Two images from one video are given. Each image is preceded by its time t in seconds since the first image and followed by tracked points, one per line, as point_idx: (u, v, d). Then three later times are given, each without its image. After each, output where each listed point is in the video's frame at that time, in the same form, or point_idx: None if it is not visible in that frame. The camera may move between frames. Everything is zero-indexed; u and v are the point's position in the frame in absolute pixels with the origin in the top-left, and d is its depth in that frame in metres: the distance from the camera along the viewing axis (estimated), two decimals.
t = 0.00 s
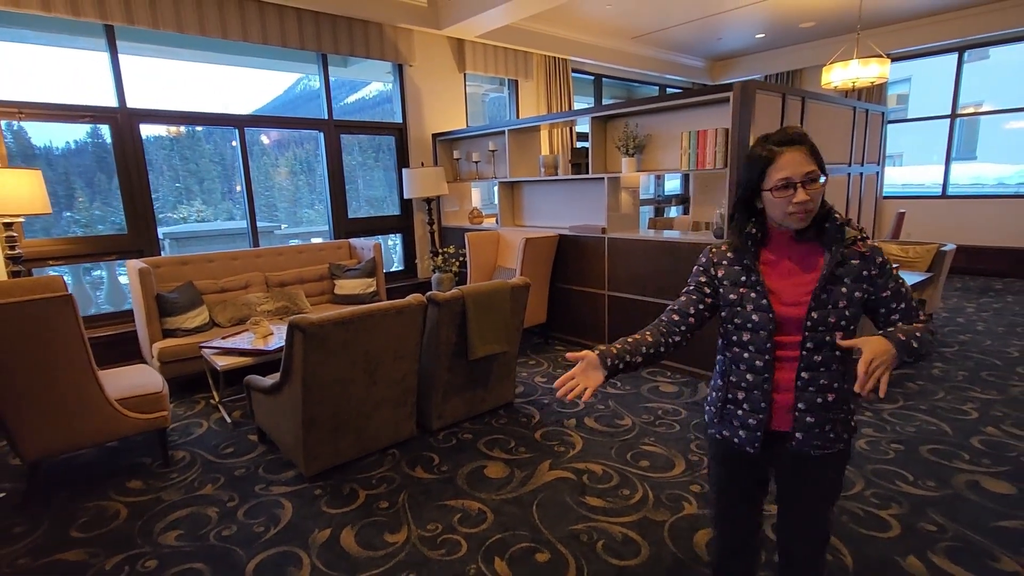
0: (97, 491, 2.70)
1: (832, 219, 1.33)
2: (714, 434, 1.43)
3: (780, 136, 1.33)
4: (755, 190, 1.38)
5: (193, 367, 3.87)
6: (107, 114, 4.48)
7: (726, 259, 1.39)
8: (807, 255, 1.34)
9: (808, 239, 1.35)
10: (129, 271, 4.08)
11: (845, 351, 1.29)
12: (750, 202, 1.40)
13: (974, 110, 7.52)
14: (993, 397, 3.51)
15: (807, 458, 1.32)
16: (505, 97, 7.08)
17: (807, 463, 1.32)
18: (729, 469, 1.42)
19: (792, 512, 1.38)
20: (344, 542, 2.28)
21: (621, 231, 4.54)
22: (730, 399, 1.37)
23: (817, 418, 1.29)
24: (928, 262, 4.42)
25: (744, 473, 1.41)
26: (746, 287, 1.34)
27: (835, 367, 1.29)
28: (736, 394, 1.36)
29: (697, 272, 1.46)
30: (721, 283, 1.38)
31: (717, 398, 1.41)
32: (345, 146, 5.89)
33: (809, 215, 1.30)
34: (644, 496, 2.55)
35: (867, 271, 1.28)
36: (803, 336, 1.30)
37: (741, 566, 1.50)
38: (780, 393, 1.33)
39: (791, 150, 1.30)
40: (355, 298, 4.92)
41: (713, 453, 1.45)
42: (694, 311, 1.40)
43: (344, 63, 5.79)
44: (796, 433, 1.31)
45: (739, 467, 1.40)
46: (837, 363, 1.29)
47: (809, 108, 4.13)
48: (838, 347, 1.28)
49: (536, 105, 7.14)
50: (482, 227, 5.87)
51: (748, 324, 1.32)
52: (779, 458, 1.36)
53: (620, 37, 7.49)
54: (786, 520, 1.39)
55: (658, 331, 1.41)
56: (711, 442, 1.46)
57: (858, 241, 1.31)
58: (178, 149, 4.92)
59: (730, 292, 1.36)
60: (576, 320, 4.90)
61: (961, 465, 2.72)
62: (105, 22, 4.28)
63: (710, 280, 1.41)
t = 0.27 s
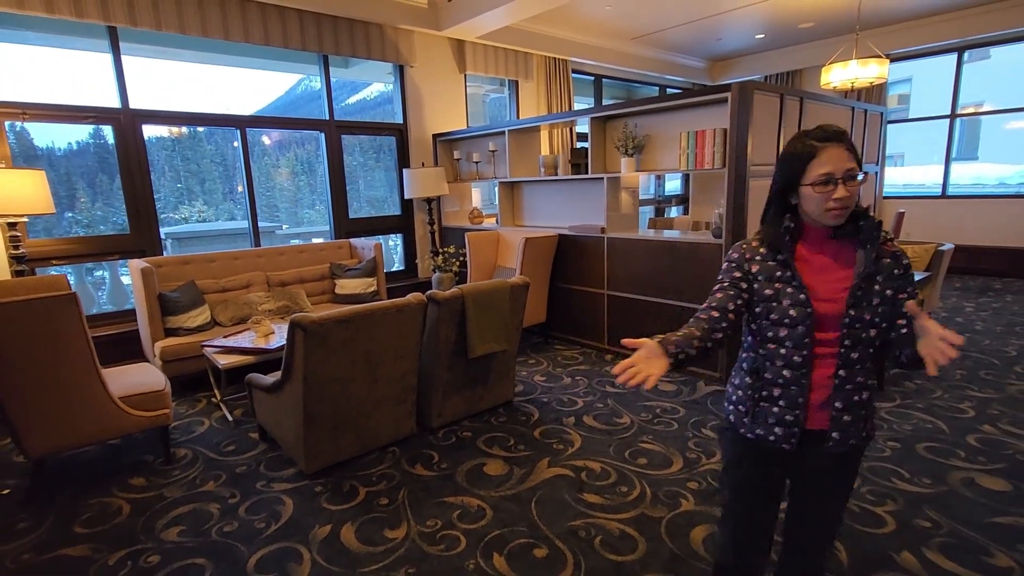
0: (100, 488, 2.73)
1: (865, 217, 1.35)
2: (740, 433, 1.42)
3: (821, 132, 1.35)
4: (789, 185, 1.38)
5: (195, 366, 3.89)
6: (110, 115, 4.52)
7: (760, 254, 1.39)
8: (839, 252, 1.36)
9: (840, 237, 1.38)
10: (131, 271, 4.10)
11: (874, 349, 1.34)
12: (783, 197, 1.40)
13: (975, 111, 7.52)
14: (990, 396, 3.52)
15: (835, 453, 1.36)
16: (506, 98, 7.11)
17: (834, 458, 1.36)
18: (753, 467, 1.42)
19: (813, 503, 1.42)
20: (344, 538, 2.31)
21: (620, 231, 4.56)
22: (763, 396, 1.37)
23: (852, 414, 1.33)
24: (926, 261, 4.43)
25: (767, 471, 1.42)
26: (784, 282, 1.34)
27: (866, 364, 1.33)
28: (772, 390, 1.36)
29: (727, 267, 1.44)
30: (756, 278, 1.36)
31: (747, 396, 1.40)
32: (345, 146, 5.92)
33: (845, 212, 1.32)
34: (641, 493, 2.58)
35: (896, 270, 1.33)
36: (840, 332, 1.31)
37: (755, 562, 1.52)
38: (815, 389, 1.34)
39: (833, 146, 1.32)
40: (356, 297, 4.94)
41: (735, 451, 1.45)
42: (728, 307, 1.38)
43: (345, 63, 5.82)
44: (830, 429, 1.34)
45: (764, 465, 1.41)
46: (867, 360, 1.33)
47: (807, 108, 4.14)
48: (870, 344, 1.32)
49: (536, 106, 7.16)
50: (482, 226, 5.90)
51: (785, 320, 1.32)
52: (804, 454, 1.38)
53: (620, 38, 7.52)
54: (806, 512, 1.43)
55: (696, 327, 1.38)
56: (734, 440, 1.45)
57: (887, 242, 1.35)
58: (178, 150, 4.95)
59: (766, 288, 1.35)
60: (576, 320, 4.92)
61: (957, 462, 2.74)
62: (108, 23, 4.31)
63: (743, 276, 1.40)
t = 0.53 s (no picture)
0: (103, 487, 2.76)
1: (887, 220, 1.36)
2: (769, 441, 1.39)
3: (848, 135, 1.35)
4: (815, 186, 1.38)
5: (198, 367, 3.92)
6: (115, 117, 4.55)
7: (789, 256, 1.36)
8: (865, 254, 1.36)
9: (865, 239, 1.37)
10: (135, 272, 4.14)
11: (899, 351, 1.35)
12: (808, 198, 1.39)
13: (982, 111, 7.49)
14: (991, 398, 3.52)
15: (862, 455, 1.37)
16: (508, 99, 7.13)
17: (859, 459, 1.38)
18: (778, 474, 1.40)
19: (833, 503, 1.43)
20: (345, 537, 2.33)
21: (622, 232, 4.56)
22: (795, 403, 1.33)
23: (883, 416, 1.34)
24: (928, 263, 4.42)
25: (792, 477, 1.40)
26: (818, 285, 1.31)
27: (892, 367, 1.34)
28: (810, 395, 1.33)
29: (757, 270, 1.40)
30: (790, 281, 1.33)
31: (776, 404, 1.36)
32: (348, 148, 5.95)
33: (871, 214, 1.32)
34: (640, 494, 2.59)
35: (917, 272, 1.35)
36: (871, 335, 1.31)
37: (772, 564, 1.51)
38: (848, 393, 1.33)
39: (863, 149, 1.32)
40: (358, 298, 4.97)
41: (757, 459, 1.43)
42: (769, 311, 1.32)
43: (348, 65, 5.85)
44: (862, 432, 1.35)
45: (789, 471, 1.40)
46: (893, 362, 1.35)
47: (809, 110, 4.14)
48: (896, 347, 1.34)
49: (539, 107, 7.18)
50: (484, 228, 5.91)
51: (821, 323, 1.30)
52: (831, 458, 1.38)
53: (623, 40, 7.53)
54: (825, 513, 1.45)
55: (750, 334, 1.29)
56: (757, 448, 1.43)
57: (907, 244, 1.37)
58: (183, 151, 4.98)
59: (800, 291, 1.32)
60: (577, 321, 4.93)
61: (957, 464, 2.74)
62: (114, 26, 4.34)
63: (774, 278, 1.36)
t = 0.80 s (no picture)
0: (102, 488, 2.78)
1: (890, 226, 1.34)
2: (784, 455, 1.33)
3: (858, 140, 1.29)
4: (821, 192, 1.30)
5: (197, 368, 3.95)
6: (117, 120, 4.58)
7: (801, 262, 1.28)
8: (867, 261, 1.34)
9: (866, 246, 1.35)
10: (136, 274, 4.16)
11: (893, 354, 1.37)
12: (811, 204, 1.32)
13: (986, 112, 7.44)
14: (988, 401, 3.52)
15: (870, 460, 1.34)
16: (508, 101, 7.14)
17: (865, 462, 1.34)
18: (790, 485, 1.36)
19: (842, 517, 1.38)
20: (340, 539, 2.34)
21: (620, 234, 4.56)
22: (813, 414, 1.28)
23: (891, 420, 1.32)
24: (926, 265, 4.40)
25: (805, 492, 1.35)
26: (832, 291, 1.26)
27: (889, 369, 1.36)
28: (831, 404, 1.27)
29: (770, 276, 1.29)
30: (808, 288, 1.26)
31: (791, 416, 1.30)
32: (349, 149, 5.97)
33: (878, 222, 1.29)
34: (635, 496, 2.60)
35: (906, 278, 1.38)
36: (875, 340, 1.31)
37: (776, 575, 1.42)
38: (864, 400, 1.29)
39: (875, 156, 1.26)
40: (358, 300, 4.99)
41: (771, 470, 1.38)
42: (798, 322, 1.22)
43: (349, 67, 5.87)
44: (874, 440, 1.31)
45: (796, 477, 1.34)
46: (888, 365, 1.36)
47: (807, 113, 4.14)
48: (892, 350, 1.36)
49: (539, 109, 7.19)
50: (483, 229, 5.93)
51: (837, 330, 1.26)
52: (846, 470, 1.33)
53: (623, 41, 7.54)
54: (835, 529, 1.39)
55: (802, 350, 1.14)
56: (767, 459, 1.38)
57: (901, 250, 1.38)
58: (187, 152, 5.02)
59: (817, 299, 1.25)
60: (576, 323, 4.94)
61: (952, 467, 2.74)
62: (115, 29, 4.37)
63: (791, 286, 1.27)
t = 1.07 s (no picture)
0: (86, 491, 2.77)
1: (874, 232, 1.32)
2: (784, 470, 1.32)
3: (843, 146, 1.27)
4: (807, 200, 1.29)
5: (184, 370, 3.93)
6: (102, 120, 4.55)
7: (792, 275, 1.26)
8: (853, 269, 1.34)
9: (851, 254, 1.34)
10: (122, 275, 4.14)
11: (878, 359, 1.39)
12: (797, 214, 1.30)
13: (972, 112, 7.46)
14: (968, 399, 3.57)
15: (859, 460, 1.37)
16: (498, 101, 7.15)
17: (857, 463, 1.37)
18: (789, 499, 1.35)
19: (833, 522, 1.40)
20: (324, 540, 2.35)
21: (608, 234, 4.59)
22: (811, 430, 1.28)
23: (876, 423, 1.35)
24: (908, 265, 4.45)
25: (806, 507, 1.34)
26: (824, 303, 1.25)
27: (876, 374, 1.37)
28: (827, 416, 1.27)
29: (762, 293, 1.26)
30: (803, 303, 1.24)
31: (789, 433, 1.29)
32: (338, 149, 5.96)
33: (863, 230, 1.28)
34: (618, 496, 2.62)
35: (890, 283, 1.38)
36: (866, 349, 1.30)
37: None
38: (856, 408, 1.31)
39: (859, 162, 1.25)
40: (346, 301, 4.99)
41: (770, 489, 1.36)
42: (800, 341, 1.20)
43: (338, 67, 5.86)
44: (863, 447, 1.34)
45: (797, 488, 1.33)
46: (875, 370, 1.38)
47: (791, 115, 4.19)
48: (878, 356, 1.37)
49: (529, 110, 7.21)
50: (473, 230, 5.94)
51: (833, 344, 1.25)
52: (840, 480, 1.35)
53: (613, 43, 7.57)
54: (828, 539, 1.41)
55: (816, 375, 1.12)
56: (766, 477, 1.36)
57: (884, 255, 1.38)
58: (177, 151, 5.01)
59: (811, 313, 1.24)
60: (564, 324, 4.96)
61: (930, 465, 2.79)
62: (99, 29, 4.34)
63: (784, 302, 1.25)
